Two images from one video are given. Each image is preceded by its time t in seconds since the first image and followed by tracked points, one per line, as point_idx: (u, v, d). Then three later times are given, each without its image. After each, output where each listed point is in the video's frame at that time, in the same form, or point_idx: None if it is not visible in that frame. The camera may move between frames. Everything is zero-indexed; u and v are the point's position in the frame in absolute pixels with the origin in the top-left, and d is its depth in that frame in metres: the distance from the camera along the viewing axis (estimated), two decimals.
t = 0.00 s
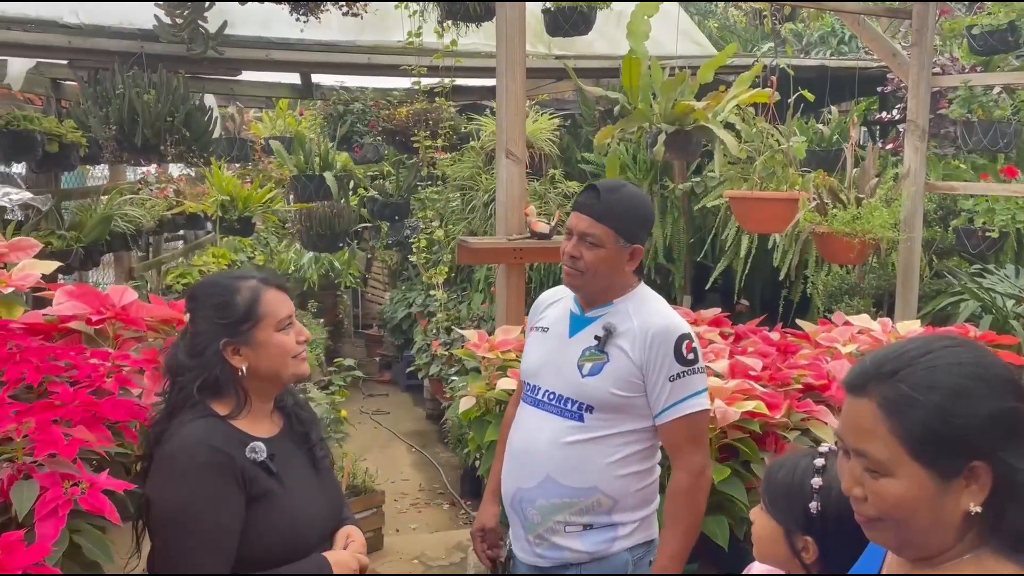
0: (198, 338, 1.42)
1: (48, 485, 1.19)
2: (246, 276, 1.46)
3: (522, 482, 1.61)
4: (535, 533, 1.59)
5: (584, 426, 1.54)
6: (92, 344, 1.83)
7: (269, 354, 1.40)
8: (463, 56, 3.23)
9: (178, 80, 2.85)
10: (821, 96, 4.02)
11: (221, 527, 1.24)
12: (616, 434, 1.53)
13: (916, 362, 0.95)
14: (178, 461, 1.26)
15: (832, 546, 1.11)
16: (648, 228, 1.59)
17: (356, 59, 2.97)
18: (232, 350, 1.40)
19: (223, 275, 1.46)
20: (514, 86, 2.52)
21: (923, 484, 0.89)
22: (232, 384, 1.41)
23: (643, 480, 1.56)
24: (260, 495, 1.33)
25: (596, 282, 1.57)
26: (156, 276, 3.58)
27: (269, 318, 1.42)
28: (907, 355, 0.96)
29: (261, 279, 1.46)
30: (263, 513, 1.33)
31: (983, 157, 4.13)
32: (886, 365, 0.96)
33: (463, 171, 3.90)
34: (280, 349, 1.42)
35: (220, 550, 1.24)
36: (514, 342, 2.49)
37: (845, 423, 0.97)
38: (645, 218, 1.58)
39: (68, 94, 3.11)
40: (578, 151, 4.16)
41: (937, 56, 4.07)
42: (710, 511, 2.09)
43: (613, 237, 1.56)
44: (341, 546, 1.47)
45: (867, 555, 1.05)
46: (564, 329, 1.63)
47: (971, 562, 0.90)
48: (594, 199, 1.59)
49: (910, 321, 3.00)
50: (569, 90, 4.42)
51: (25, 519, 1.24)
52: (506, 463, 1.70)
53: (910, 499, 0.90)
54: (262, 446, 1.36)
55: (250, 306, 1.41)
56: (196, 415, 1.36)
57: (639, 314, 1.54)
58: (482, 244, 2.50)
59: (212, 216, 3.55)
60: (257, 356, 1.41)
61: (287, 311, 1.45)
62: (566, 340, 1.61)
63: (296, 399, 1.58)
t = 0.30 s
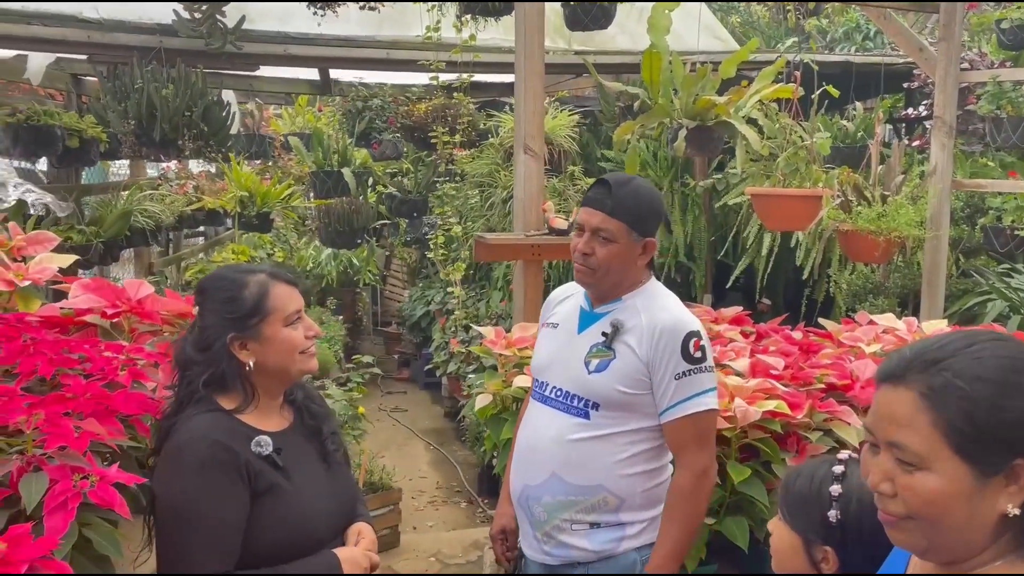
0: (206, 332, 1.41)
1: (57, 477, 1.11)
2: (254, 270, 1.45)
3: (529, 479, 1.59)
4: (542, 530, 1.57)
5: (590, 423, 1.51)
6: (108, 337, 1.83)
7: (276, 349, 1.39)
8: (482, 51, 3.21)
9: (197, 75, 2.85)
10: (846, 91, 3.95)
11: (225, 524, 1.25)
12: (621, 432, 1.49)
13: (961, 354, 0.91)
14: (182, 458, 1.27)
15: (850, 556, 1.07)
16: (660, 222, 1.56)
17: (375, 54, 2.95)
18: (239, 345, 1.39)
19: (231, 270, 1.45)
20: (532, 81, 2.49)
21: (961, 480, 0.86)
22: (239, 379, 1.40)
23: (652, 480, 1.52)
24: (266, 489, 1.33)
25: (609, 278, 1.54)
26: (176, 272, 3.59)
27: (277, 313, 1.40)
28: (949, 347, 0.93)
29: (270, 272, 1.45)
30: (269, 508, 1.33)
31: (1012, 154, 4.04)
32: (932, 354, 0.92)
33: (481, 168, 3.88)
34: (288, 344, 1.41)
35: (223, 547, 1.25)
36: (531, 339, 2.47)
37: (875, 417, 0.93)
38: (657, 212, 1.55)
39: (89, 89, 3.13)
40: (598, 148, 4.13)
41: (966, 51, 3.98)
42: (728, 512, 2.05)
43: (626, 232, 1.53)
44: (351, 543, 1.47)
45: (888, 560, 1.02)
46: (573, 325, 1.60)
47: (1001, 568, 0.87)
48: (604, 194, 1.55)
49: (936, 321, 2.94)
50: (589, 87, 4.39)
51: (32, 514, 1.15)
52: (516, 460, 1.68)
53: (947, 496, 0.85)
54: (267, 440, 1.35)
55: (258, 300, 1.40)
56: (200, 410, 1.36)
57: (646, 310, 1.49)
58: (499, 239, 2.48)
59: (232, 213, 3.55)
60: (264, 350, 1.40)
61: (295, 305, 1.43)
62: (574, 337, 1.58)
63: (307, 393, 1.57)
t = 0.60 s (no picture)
0: (222, 328, 1.40)
1: (84, 469, 1.04)
2: (270, 265, 1.44)
3: (550, 478, 1.55)
4: (566, 530, 1.53)
5: (614, 423, 1.47)
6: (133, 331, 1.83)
7: (292, 346, 1.39)
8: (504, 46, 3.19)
9: (220, 70, 2.85)
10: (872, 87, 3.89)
11: (239, 521, 1.25)
12: (646, 431, 1.45)
13: (1014, 355, 0.90)
14: (199, 456, 1.28)
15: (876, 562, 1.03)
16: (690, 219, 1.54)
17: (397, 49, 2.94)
18: (255, 341, 1.39)
19: (247, 264, 1.44)
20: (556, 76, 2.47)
21: (1008, 487, 0.83)
22: (255, 376, 1.40)
23: (677, 477, 1.49)
24: (283, 485, 1.32)
25: (647, 278, 1.49)
26: (198, 267, 3.61)
27: (293, 309, 1.40)
28: (1001, 348, 0.91)
29: (285, 268, 1.44)
30: (287, 505, 1.32)
31: None
32: (982, 356, 0.90)
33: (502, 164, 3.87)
34: (304, 339, 1.40)
35: (241, 544, 1.25)
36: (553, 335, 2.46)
37: (916, 420, 0.91)
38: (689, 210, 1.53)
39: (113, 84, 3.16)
40: (619, 144, 4.10)
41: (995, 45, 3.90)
42: (750, 512, 2.03)
43: (666, 231, 1.49)
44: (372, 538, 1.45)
45: (925, 565, 0.99)
46: (593, 322, 1.55)
47: None
48: (644, 191, 1.49)
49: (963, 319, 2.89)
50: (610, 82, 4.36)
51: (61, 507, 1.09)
52: (535, 458, 1.64)
53: (993, 503, 0.83)
54: (284, 436, 1.35)
55: (273, 296, 1.39)
56: (217, 407, 1.36)
57: (670, 307, 1.45)
58: (521, 235, 2.47)
59: (253, 208, 3.56)
60: (280, 346, 1.39)
61: (311, 301, 1.43)
62: (595, 334, 1.53)
63: (325, 388, 1.57)
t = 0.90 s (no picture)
0: (243, 321, 1.37)
1: (113, 461, 1.02)
2: (290, 256, 1.40)
3: (574, 475, 1.51)
4: (590, 527, 1.49)
5: (642, 419, 1.43)
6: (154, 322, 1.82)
7: (314, 338, 1.36)
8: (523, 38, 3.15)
9: (240, 61, 2.83)
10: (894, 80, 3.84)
11: (261, 515, 1.23)
12: (676, 427, 1.42)
13: None
14: (221, 450, 1.26)
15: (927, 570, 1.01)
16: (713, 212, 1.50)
17: (415, 42, 2.92)
18: (276, 333, 1.36)
19: (267, 255, 1.41)
20: (577, 69, 2.44)
21: None
22: (278, 369, 1.37)
23: (705, 474, 1.46)
24: (308, 480, 1.30)
25: (670, 272, 1.45)
26: (214, 260, 3.59)
27: (314, 300, 1.37)
28: None
29: (306, 259, 1.41)
30: (311, 499, 1.30)
31: None
32: None
33: (518, 158, 3.86)
34: (326, 332, 1.37)
35: (265, 539, 1.23)
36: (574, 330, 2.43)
37: (976, 419, 0.90)
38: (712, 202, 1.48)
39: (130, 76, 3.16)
40: (636, 138, 4.06)
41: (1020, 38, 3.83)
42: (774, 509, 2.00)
43: (688, 224, 1.45)
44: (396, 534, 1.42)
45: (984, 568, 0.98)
46: (619, 316, 1.51)
47: None
48: (663, 185, 1.45)
49: (988, 316, 2.85)
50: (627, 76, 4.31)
51: (89, 499, 1.07)
52: (556, 454, 1.59)
53: None
54: (307, 430, 1.32)
55: (294, 287, 1.36)
56: (239, 400, 1.34)
57: (701, 303, 1.42)
58: (541, 228, 2.44)
59: (268, 201, 3.54)
60: (302, 338, 1.36)
61: (332, 293, 1.39)
62: (621, 329, 1.49)
63: (347, 380, 1.54)
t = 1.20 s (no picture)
0: (267, 314, 1.34)
1: (143, 456, 1.00)
2: (314, 247, 1.36)
3: (604, 474, 1.47)
4: (621, 528, 1.45)
5: (676, 417, 1.39)
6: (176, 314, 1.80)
7: (340, 331, 1.32)
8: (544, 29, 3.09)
9: (259, 51, 2.79)
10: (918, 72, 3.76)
11: (289, 513, 1.20)
12: (711, 426, 1.38)
13: None
14: (249, 444, 1.23)
15: None
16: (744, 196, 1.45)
17: (433, 32, 2.87)
18: (301, 326, 1.32)
19: (291, 245, 1.37)
20: (600, 60, 2.40)
21: None
22: (302, 362, 1.33)
23: (739, 474, 1.42)
24: (334, 477, 1.27)
25: (705, 263, 1.41)
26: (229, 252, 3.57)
27: (340, 292, 1.33)
28: None
29: (331, 250, 1.37)
30: (338, 496, 1.27)
31: None
32: None
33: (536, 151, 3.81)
34: (352, 325, 1.33)
35: (291, 536, 1.20)
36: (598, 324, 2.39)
37: None
38: (742, 186, 1.44)
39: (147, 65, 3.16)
40: (653, 131, 4.00)
41: None
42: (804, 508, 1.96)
43: (720, 210, 1.40)
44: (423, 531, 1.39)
45: None
46: (651, 312, 1.47)
47: None
48: (691, 172, 1.41)
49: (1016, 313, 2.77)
50: (645, 67, 4.25)
51: (118, 494, 1.04)
52: (585, 453, 1.56)
53: None
54: (334, 426, 1.28)
55: (319, 279, 1.32)
56: (264, 395, 1.31)
57: (736, 297, 1.38)
58: (565, 220, 2.40)
59: (285, 193, 3.50)
60: (328, 331, 1.33)
61: (358, 285, 1.35)
62: (653, 325, 1.45)
63: (373, 374, 1.51)
